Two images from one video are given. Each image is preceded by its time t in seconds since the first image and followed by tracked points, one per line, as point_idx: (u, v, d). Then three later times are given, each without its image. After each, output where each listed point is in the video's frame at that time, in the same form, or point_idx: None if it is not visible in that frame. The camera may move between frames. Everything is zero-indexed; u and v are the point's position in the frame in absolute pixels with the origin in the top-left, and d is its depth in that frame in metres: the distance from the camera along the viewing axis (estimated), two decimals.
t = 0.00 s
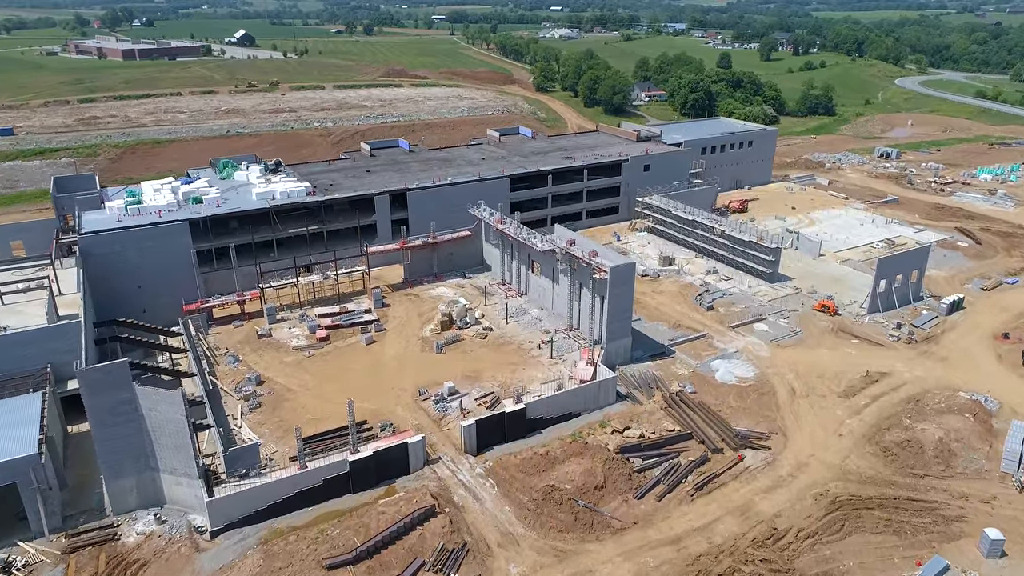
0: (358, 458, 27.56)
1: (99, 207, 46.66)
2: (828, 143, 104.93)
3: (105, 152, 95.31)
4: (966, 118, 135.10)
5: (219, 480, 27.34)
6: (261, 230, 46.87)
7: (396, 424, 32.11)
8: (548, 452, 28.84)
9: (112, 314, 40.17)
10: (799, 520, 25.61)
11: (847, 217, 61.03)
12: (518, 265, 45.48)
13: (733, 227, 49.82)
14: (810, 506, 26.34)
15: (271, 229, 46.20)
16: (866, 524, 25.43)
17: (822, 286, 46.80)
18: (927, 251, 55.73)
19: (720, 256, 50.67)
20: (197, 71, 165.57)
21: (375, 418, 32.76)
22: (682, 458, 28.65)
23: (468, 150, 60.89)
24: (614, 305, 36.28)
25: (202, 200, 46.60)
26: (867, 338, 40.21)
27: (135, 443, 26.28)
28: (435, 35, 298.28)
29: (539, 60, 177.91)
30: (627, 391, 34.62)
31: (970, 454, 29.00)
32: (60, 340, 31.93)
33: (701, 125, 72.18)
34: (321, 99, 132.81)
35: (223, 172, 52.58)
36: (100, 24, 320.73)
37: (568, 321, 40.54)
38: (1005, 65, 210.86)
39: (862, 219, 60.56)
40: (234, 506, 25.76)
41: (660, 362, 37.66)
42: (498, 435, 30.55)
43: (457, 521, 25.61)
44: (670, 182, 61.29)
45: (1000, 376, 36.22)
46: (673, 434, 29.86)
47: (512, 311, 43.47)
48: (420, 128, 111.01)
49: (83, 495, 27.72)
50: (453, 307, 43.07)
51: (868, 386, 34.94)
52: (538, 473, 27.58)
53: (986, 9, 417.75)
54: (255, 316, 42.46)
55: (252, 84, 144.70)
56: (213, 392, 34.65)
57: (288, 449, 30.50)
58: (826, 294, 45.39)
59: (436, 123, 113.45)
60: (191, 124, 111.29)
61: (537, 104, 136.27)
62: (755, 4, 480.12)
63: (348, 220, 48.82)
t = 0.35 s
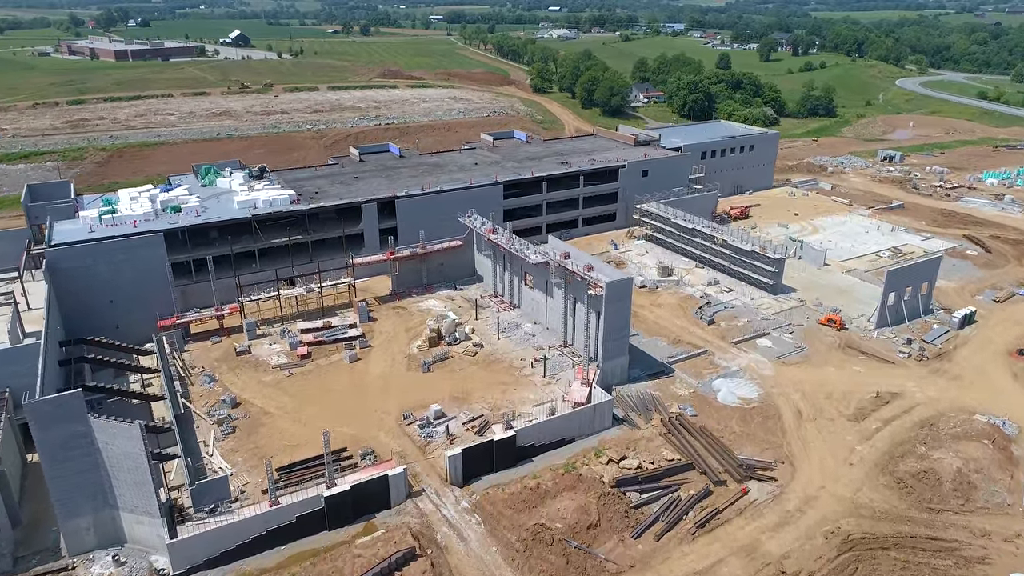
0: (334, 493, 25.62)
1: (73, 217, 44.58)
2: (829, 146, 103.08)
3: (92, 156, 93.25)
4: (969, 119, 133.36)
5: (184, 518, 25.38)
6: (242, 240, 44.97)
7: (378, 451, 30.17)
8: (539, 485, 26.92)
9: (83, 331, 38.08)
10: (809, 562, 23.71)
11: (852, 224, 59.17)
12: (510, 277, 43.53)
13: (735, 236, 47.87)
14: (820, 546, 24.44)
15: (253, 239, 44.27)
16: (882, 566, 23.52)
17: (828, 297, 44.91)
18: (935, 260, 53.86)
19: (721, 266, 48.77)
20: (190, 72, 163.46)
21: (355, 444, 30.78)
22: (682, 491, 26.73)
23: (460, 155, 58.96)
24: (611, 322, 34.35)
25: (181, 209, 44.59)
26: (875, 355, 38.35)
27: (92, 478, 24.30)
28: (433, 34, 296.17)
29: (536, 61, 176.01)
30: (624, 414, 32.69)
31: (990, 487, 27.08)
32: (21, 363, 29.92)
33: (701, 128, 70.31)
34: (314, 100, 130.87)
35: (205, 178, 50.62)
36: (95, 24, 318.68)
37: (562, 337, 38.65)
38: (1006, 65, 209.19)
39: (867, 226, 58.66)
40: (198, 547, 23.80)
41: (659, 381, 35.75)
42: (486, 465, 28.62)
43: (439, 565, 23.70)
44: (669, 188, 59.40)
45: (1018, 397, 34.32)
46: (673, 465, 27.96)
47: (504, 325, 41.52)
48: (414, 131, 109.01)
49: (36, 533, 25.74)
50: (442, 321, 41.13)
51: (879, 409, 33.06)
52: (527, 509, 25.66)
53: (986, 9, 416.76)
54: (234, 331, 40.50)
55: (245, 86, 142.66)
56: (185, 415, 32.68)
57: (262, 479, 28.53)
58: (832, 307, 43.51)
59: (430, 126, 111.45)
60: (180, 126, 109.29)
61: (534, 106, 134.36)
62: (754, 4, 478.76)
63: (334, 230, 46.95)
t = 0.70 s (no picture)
0: (306, 533, 23.67)
1: (45, 226, 42.55)
2: (831, 148, 101.19)
3: (78, 159, 91.16)
4: (971, 121, 131.69)
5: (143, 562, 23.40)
6: (222, 251, 43.02)
7: (357, 483, 28.23)
8: (529, 523, 25.00)
9: (50, 350, 36.08)
10: None
11: (856, 230, 57.34)
12: (502, 289, 41.60)
13: (737, 246, 45.94)
14: None
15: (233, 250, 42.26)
16: None
17: (834, 311, 42.98)
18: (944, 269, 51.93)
19: (722, 277, 46.84)
20: (183, 73, 161.29)
21: (334, 474, 28.83)
22: (682, 531, 24.82)
23: (452, 160, 57.02)
24: (607, 343, 32.29)
25: (157, 219, 42.58)
26: (885, 373, 36.44)
27: (41, 521, 22.33)
28: (430, 35, 294.10)
29: (533, 62, 174.11)
30: (620, 440, 30.76)
31: (1014, 524, 25.18)
32: None
33: (701, 132, 68.41)
34: (308, 102, 128.86)
35: (185, 186, 48.68)
36: (90, 24, 316.31)
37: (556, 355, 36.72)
38: (1007, 66, 207.51)
39: (872, 233, 56.74)
40: None
41: (657, 403, 33.81)
42: (471, 499, 26.68)
43: None
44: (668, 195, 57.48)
45: None
46: (673, 501, 26.03)
47: (495, 341, 39.56)
48: (408, 133, 107.01)
49: None
50: (430, 338, 39.17)
51: (891, 434, 31.14)
52: (515, 551, 23.74)
53: (986, 9, 415.46)
54: (211, 349, 38.50)
55: (237, 87, 140.59)
56: (153, 443, 30.71)
57: (231, 514, 26.55)
58: (839, 321, 41.60)
59: (425, 128, 109.45)
60: (170, 128, 107.24)
61: (531, 107, 132.39)
62: (753, 4, 477.18)
63: (318, 240, 45.00)
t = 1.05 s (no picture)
0: None
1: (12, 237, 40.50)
2: (833, 151, 99.36)
3: (63, 163, 89.03)
4: (974, 123, 129.99)
5: None
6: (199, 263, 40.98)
7: (334, 520, 26.23)
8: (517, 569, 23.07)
9: (11, 370, 34.06)
10: None
11: (862, 238, 55.46)
12: (493, 304, 39.60)
13: (738, 257, 44.00)
14: None
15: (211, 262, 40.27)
16: None
17: (841, 325, 41.04)
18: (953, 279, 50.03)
19: (723, 289, 44.89)
20: (175, 74, 159.21)
21: (309, 509, 26.84)
22: None
23: (443, 166, 55.07)
24: (602, 365, 30.28)
25: (131, 230, 40.57)
26: (897, 394, 34.49)
27: None
28: (427, 35, 292.23)
29: (531, 63, 172.23)
30: (616, 470, 28.80)
31: None
32: None
33: (700, 136, 66.48)
34: (301, 104, 126.88)
35: (163, 194, 46.71)
36: (84, 24, 314.47)
37: (549, 375, 34.76)
38: (1008, 67, 205.96)
39: (878, 241, 54.86)
40: None
41: (656, 428, 31.83)
42: (456, 539, 24.76)
43: None
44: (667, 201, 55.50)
45: None
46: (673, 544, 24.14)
47: (484, 359, 37.60)
48: (402, 136, 104.99)
49: None
50: (417, 356, 37.20)
51: (906, 463, 29.19)
52: None
53: (986, 9, 414.00)
54: (185, 368, 36.47)
55: (230, 89, 138.46)
56: (116, 474, 28.65)
57: (195, 554, 24.53)
58: (846, 336, 39.71)
59: (419, 130, 107.44)
60: (159, 131, 105.14)
61: (528, 109, 130.39)
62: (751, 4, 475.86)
63: (300, 251, 42.99)
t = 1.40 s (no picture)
0: None
1: None
2: (835, 154, 97.46)
3: (47, 167, 86.94)
4: (977, 124, 128.16)
5: None
6: (174, 277, 38.96)
7: (308, 562, 24.29)
8: None
9: None
10: None
11: (867, 247, 53.55)
12: (483, 320, 37.61)
13: (741, 269, 42.05)
14: None
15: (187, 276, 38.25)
16: None
17: (849, 341, 39.11)
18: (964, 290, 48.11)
19: (725, 302, 42.93)
20: (168, 75, 157.14)
21: (281, 549, 24.90)
22: None
23: (434, 173, 53.10)
24: (597, 390, 28.30)
25: (102, 242, 38.58)
26: (909, 418, 32.56)
27: None
28: (424, 35, 290.15)
29: (528, 63, 170.27)
30: (612, 505, 26.87)
31: None
32: None
33: (701, 140, 64.56)
34: (294, 106, 124.85)
35: (141, 204, 44.74)
36: (78, 24, 312.20)
37: (541, 398, 32.79)
38: (1010, 67, 204.22)
39: (885, 250, 52.92)
40: None
41: (655, 456, 29.87)
42: None
43: None
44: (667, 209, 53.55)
45: None
46: None
47: (474, 379, 35.58)
48: (396, 138, 102.95)
49: None
50: (402, 376, 35.21)
51: (922, 497, 27.32)
52: None
53: (986, 9, 412.41)
54: (156, 390, 34.43)
55: (222, 90, 136.38)
56: (74, 510, 26.63)
57: None
58: (854, 354, 37.75)
59: (413, 133, 105.46)
60: (148, 133, 103.11)
61: (524, 110, 128.40)
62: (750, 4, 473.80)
63: (281, 264, 40.99)
